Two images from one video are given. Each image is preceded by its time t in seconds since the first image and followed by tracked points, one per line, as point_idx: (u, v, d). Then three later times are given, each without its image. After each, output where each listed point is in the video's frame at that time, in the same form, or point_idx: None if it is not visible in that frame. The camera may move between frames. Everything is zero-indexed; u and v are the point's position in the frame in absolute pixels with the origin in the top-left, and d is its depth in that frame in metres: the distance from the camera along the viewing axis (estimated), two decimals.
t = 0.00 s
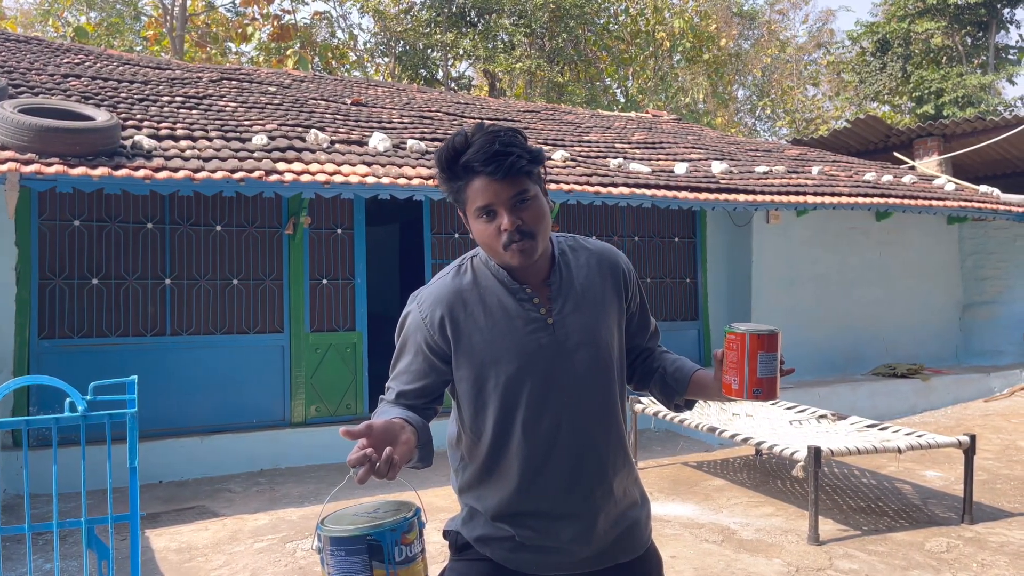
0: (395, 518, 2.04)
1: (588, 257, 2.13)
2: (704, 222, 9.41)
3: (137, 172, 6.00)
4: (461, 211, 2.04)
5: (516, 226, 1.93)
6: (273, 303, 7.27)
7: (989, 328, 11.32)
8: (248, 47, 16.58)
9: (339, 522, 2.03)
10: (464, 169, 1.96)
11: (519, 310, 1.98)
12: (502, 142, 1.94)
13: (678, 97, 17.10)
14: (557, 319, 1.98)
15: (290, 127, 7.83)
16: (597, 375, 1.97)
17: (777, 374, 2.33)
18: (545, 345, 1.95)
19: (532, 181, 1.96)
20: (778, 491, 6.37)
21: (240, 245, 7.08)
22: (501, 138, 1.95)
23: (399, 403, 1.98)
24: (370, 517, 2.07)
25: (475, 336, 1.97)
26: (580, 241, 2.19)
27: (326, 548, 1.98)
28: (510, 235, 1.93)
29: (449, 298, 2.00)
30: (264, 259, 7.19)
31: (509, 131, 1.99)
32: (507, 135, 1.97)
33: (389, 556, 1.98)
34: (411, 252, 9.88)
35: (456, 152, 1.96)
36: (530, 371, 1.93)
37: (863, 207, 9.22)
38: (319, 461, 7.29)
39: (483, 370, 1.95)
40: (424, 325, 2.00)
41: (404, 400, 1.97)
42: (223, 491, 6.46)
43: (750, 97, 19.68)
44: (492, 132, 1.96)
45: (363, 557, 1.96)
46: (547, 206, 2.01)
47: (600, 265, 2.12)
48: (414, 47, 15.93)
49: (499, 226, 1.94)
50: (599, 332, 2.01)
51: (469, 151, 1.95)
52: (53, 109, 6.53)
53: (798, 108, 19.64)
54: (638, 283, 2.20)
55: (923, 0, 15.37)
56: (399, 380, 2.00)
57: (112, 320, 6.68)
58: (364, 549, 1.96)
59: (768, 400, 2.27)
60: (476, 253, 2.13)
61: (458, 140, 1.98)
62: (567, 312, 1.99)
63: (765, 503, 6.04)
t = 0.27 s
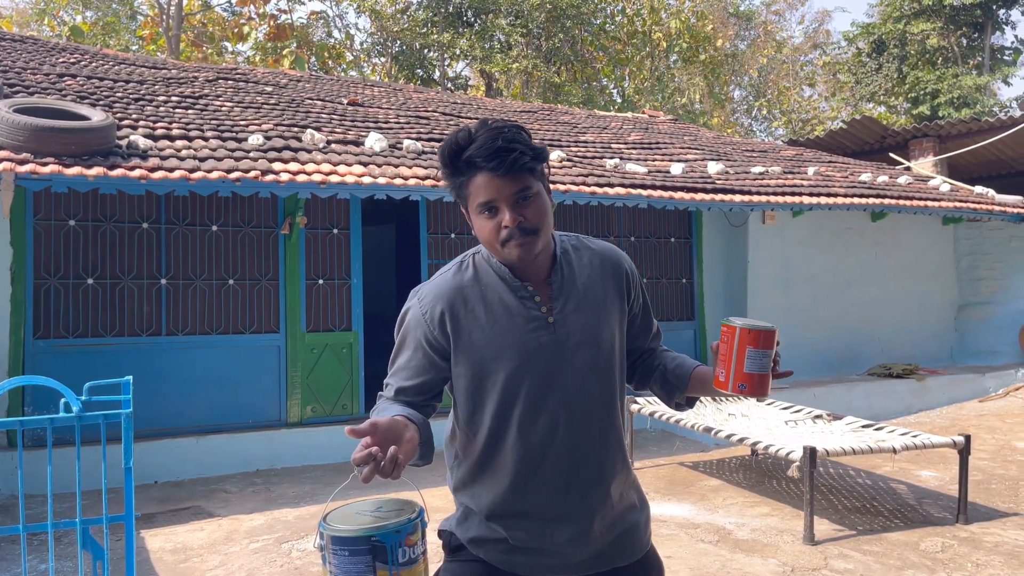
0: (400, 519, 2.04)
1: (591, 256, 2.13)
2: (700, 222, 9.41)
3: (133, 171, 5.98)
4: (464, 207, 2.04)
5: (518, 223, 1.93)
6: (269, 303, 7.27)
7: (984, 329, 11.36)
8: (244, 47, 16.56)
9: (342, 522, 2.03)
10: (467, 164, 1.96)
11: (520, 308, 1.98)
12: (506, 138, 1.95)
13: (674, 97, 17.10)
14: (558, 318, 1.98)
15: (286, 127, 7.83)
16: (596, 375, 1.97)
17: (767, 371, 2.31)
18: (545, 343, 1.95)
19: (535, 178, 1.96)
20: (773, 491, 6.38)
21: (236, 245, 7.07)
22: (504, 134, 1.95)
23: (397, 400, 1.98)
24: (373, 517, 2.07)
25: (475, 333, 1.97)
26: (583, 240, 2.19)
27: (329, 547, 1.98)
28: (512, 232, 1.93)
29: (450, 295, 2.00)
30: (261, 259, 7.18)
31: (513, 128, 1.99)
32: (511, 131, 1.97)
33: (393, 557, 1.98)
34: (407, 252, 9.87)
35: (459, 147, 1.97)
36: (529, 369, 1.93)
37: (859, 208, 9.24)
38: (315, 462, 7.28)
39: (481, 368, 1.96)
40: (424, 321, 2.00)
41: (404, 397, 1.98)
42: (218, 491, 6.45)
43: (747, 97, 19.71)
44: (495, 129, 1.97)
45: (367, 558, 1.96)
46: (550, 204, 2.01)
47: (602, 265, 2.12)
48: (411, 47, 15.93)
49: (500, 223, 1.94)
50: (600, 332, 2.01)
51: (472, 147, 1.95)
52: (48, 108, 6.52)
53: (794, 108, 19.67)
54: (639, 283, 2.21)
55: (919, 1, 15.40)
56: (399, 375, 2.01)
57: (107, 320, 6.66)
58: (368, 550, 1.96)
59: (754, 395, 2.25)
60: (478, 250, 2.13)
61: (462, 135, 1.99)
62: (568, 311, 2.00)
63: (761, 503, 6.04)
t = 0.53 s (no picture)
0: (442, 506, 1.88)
1: (634, 250, 2.09)
2: (695, 223, 9.39)
3: (127, 170, 5.96)
4: (510, 195, 2.03)
5: (565, 207, 1.91)
6: (263, 303, 7.25)
7: (976, 330, 11.41)
8: (239, 47, 16.55)
9: (380, 504, 1.86)
10: (515, 148, 1.96)
11: (565, 297, 1.94)
12: (555, 124, 1.95)
13: (670, 98, 17.13)
14: (604, 309, 1.94)
15: (281, 127, 7.81)
16: (640, 370, 1.92)
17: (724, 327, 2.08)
18: (590, 335, 1.90)
19: (582, 165, 1.95)
20: (768, 492, 6.39)
21: (230, 245, 7.06)
22: (553, 121, 1.96)
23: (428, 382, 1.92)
24: (413, 501, 1.90)
25: (520, 321, 1.93)
26: (627, 236, 2.16)
27: (368, 530, 1.81)
28: (559, 216, 1.91)
29: (494, 281, 1.96)
30: (255, 259, 7.17)
31: (562, 117, 2.00)
32: (560, 120, 1.97)
33: (438, 545, 1.81)
34: (402, 252, 9.88)
35: (507, 133, 1.97)
36: (574, 360, 1.89)
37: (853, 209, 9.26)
38: (310, 462, 7.27)
39: (526, 358, 1.92)
40: (466, 305, 1.96)
41: (436, 376, 1.92)
42: (213, 491, 6.43)
43: (741, 99, 19.75)
44: (544, 116, 1.98)
45: (412, 546, 1.78)
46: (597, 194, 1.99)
47: (646, 259, 2.08)
48: (406, 46, 15.93)
49: (548, 208, 1.91)
50: (645, 325, 1.97)
51: (521, 132, 1.95)
52: (42, 107, 6.49)
53: (788, 110, 19.71)
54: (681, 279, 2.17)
55: (913, 3, 15.46)
56: (434, 356, 1.94)
57: (100, 320, 6.64)
58: (413, 537, 1.78)
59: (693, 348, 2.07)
60: (522, 242, 2.10)
61: (511, 123, 2.00)
62: (613, 301, 1.96)
63: (755, 503, 6.05)
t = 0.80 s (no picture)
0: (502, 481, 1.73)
1: (659, 244, 1.97)
2: (690, 224, 9.37)
3: (120, 170, 5.94)
4: (530, 187, 1.91)
5: (588, 201, 1.77)
6: (257, 303, 7.24)
7: (969, 332, 11.42)
8: (234, 45, 16.53)
9: (435, 509, 1.59)
10: (535, 138, 1.83)
11: (587, 294, 1.82)
12: (579, 112, 1.81)
13: (664, 99, 17.19)
14: (628, 306, 1.81)
15: (275, 127, 7.80)
16: (669, 369, 1.79)
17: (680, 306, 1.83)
18: (612, 333, 1.78)
19: (607, 156, 1.81)
20: (761, 492, 6.40)
21: (224, 245, 7.04)
22: (577, 108, 1.82)
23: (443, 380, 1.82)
24: (466, 498, 1.63)
25: (541, 318, 1.82)
26: (652, 229, 2.03)
27: (431, 542, 1.54)
28: (580, 211, 1.78)
29: (514, 275, 1.85)
30: (249, 259, 7.15)
31: (587, 103, 1.85)
32: (585, 107, 1.83)
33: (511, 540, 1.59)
34: (396, 252, 9.88)
35: (527, 121, 1.84)
36: (597, 359, 1.76)
37: (847, 211, 9.28)
38: (304, 462, 7.25)
39: (547, 356, 1.80)
40: (483, 300, 1.85)
41: (448, 376, 1.82)
42: (206, 492, 6.42)
43: (736, 100, 19.79)
44: (568, 102, 1.83)
45: (485, 546, 1.55)
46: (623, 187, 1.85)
47: (672, 254, 1.96)
48: (401, 46, 15.94)
49: (569, 201, 1.78)
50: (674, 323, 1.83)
51: (542, 119, 1.82)
52: (35, 106, 6.47)
53: (783, 111, 19.75)
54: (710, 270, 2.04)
55: (907, 5, 15.52)
56: (450, 353, 1.84)
57: (93, 320, 6.62)
58: (489, 535, 1.55)
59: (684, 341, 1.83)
60: (543, 235, 1.98)
61: (532, 109, 1.86)
62: (639, 298, 1.83)
63: (749, 504, 6.06)
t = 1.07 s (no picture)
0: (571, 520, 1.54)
1: (617, 248, 1.73)
2: (683, 225, 9.40)
3: (112, 169, 5.92)
4: (480, 195, 1.58)
5: (554, 217, 1.48)
6: (249, 303, 7.21)
7: (961, 333, 11.47)
8: (227, 44, 16.48)
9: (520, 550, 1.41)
10: (488, 140, 1.50)
11: (551, 317, 1.55)
12: (540, 109, 1.49)
13: (658, 100, 17.22)
14: (596, 325, 1.57)
15: (268, 126, 7.78)
16: (638, 389, 1.61)
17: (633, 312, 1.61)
18: (583, 357, 1.55)
19: (572, 160, 1.51)
20: (754, 493, 6.40)
21: (217, 244, 7.01)
22: (536, 105, 1.51)
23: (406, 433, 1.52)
24: (550, 538, 1.44)
25: (500, 347, 1.53)
26: (607, 230, 1.79)
27: None
28: (545, 229, 1.48)
29: (467, 298, 1.54)
30: (241, 258, 7.12)
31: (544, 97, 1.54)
32: (543, 100, 1.52)
33: None
34: (390, 252, 9.87)
35: (478, 118, 1.50)
36: (567, 388, 1.53)
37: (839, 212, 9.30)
38: (296, 462, 7.23)
39: (507, 389, 1.53)
40: (433, 330, 1.52)
41: (415, 430, 1.52)
42: (197, 492, 6.39)
43: (729, 101, 19.85)
44: (523, 98, 1.51)
45: None
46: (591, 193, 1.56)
47: (629, 259, 1.73)
48: (395, 46, 15.93)
49: (531, 217, 1.48)
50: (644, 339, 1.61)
51: (495, 117, 1.49)
52: (26, 104, 6.44)
53: (776, 112, 19.81)
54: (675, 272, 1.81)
55: (900, 8, 15.58)
56: (403, 410, 1.52)
57: (85, 320, 6.60)
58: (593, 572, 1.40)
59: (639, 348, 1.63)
60: (489, 244, 1.67)
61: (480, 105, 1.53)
62: (607, 316, 1.59)
63: (741, 505, 6.06)
